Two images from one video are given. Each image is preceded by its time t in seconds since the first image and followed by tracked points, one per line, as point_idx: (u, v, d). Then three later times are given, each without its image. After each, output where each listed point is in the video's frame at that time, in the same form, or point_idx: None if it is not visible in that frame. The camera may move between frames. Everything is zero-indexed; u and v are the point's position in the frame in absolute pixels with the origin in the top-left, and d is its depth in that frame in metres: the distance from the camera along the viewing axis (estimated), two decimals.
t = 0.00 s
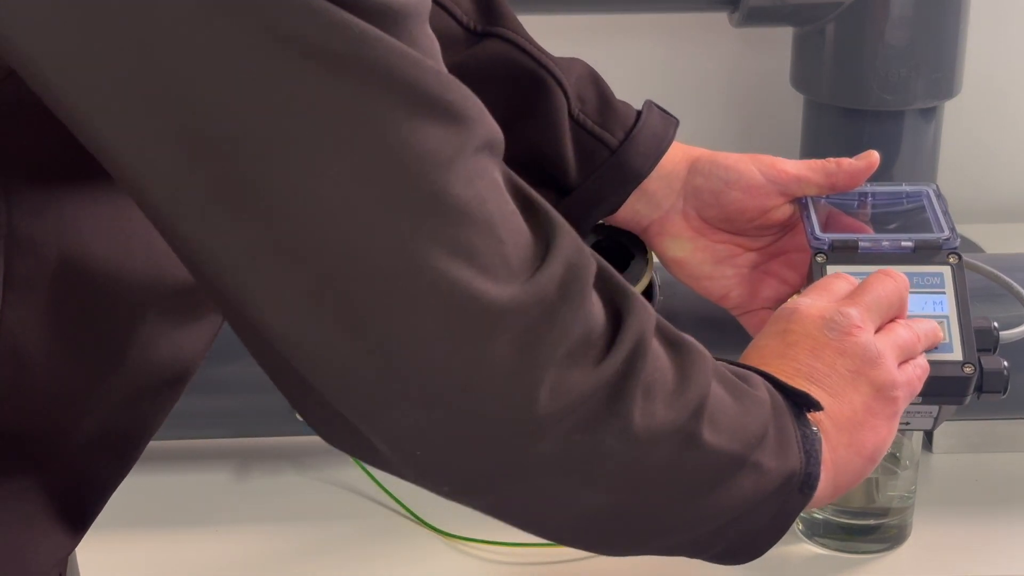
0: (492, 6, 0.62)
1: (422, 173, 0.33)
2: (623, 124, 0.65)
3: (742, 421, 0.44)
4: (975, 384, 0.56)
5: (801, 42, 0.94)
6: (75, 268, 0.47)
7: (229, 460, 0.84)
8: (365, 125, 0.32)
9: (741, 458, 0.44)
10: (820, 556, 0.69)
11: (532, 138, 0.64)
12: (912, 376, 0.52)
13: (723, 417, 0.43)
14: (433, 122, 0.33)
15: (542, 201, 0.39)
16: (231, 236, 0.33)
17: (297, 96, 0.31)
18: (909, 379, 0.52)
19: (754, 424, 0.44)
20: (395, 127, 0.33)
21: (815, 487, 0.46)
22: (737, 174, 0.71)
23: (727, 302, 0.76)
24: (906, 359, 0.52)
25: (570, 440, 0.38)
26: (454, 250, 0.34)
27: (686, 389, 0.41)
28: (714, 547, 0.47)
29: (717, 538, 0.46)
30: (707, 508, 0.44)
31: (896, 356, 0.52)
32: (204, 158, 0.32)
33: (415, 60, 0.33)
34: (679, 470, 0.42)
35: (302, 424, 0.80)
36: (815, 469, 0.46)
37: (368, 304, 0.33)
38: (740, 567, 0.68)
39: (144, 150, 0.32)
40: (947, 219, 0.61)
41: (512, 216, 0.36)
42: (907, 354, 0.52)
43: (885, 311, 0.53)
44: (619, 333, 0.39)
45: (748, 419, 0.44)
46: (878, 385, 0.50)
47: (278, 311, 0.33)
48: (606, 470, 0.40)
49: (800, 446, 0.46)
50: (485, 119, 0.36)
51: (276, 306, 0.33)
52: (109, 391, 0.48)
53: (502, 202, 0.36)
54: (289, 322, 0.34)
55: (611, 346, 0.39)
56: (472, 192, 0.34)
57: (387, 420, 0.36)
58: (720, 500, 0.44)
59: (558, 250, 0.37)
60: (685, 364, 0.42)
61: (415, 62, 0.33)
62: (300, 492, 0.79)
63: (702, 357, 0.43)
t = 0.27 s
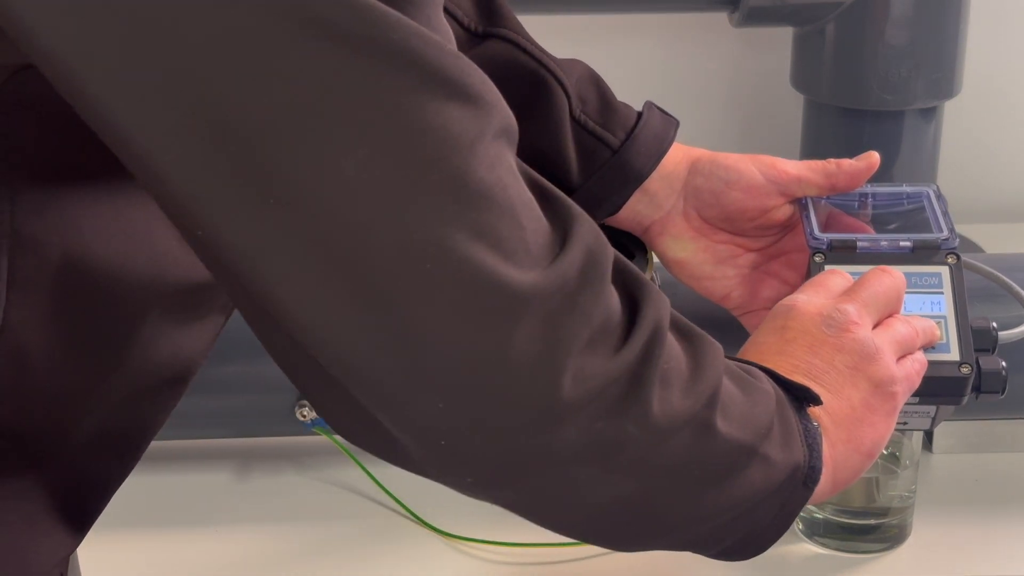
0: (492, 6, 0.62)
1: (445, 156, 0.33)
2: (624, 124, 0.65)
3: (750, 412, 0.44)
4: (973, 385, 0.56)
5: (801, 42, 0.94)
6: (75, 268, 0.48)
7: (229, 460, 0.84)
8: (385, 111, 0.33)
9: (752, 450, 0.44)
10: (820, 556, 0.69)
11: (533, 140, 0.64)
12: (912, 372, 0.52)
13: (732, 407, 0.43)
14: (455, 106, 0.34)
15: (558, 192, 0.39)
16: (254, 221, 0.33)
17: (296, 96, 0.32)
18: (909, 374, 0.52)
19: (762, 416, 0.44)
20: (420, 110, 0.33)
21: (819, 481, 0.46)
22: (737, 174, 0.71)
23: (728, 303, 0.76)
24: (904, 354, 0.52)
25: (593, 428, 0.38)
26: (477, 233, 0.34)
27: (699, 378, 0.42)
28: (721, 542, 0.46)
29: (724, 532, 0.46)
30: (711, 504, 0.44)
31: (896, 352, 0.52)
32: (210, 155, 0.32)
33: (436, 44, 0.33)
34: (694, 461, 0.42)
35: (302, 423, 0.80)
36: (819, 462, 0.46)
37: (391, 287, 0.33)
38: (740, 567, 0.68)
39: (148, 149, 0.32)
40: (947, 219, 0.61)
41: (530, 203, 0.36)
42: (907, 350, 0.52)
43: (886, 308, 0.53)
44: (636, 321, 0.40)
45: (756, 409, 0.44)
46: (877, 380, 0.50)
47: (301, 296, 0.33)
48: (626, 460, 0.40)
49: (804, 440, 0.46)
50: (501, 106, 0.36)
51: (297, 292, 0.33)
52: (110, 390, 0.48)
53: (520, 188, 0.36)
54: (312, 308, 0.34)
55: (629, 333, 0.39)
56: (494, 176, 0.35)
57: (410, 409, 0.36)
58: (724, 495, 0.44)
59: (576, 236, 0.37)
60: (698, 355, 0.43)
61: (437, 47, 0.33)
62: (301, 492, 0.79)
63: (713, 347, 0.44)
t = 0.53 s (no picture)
0: (493, 7, 0.62)
1: (449, 153, 0.33)
2: (625, 124, 0.65)
3: (750, 411, 0.44)
4: (973, 387, 0.56)
5: (801, 42, 0.94)
6: (74, 267, 0.47)
7: (230, 460, 0.84)
8: (388, 108, 0.32)
9: (750, 450, 0.44)
10: (820, 556, 0.69)
11: (534, 141, 0.64)
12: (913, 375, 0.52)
13: (731, 406, 0.43)
14: (458, 102, 0.34)
15: (561, 188, 0.39)
16: (257, 218, 0.33)
17: (296, 97, 0.32)
18: (909, 377, 0.52)
19: (762, 415, 0.44)
20: (423, 106, 0.33)
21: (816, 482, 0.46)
22: (738, 175, 0.71)
23: (728, 303, 0.76)
24: (905, 357, 0.52)
25: (593, 426, 0.38)
26: (480, 230, 0.34)
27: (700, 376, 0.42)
28: (719, 541, 0.46)
29: (722, 531, 0.45)
30: (709, 503, 0.43)
31: (898, 355, 0.52)
32: (212, 155, 0.32)
33: (439, 41, 0.33)
34: (692, 460, 0.42)
35: (303, 424, 0.80)
36: (817, 462, 0.46)
37: (393, 285, 0.33)
38: (740, 567, 0.68)
39: (150, 148, 0.33)
40: (948, 220, 0.61)
41: (532, 200, 0.36)
42: (908, 353, 0.52)
43: (889, 310, 0.53)
44: (637, 319, 0.39)
45: (755, 409, 0.44)
46: (878, 383, 0.50)
47: (302, 293, 0.34)
48: (626, 459, 0.40)
49: (802, 440, 0.46)
50: (504, 103, 0.36)
51: (299, 288, 0.33)
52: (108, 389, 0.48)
53: (523, 184, 0.36)
54: (313, 304, 0.34)
55: (630, 332, 0.39)
56: (497, 172, 0.34)
57: (410, 406, 0.36)
58: (722, 495, 0.44)
59: (578, 233, 0.37)
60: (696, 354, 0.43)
61: (441, 43, 0.33)
62: (301, 493, 0.79)
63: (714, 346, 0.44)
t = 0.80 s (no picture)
0: (492, 8, 0.62)
1: (434, 148, 0.33)
2: (624, 125, 0.65)
3: (739, 409, 0.44)
4: (972, 387, 0.56)
5: (801, 42, 0.94)
6: (71, 269, 0.47)
7: (230, 460, 0.84)
8: (376, 103, 0.33)
9: (739, 446, 0.44)
10: (819, 556, 0.69)
11: (534, 141, 0.64)
12: (908, 379, 0.52)
13: (719, 403, 0.44)
14: (443, 97, 0.34)
15: (548, 184, 0.40)
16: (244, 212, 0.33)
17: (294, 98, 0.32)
18: (904, 380, 0.51)
19: (751, 413, 0.45)
20: (409, 102, 0.33)
21: (808, 480, 0.46)
22: (737, 175, 0.71)
23: (728, 304, 0.76)
24: (901, 359, 0.52)
25: (579, 421, 0.38)
26: (464, 225, 0.34)
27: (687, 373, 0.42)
28: (711, 540, 0.46)
29: (715, 529, 0.46)
30: (699, 499, 0.43)
31: (894, 357, 0.52)
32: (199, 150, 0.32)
33: (425, 37, 0.33)
34: (682, 457, 0.42)
35: (303, 424, 0.80)
36: (807, 462, 0.46)
37: (381, 281, 0.33)
38: (739, 567, 0.68)
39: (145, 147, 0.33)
40: (947, 221, 0.61)
41: (518, 195, 0.36)
42: (904, 357, 0.52)
43: (886, 313, 0.53)
44: (622, 314, 0.40)
45: (745, 407, 0.45)
46: (873, 385, 0.50)
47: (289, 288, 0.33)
48: (613, 456, 0.40)
49: (793, 438, 0.46)
50: (490, 99, 0.36)
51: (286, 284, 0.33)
52: (105, 391, 0.48)
53: (509, 180, 0.36)
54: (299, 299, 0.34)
55: (616, 327, 0.39)
56: (482, 168, 0.34)
57: (398, 402, 0.36)
58: (712, 492, 0.44)
59: (563, 229, 0.37)
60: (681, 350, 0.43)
61: (427, 39, 0.33)
62: (301, 492, 0.79)
63: (701, 343, 0.44)
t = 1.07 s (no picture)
0: (491, 8, 0.62)
1: (425, 138, 0.33)
2: (623, 124, 0.65)
3: (736, 403, 0.44)
4: (972, 387, 0.56)
5: (801, 42, 0.94)
6: (68, 269, 0.48)
7: (230, 460, 0.84)
8: (368, 95, 0.33)
9: (736, 440, 0.44)
10: (819, 556, 0.69)
11: (533, 141, 0.64)
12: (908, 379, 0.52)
13: (716, 397, 0.44)
14: (433, 86, 0.34)
15: (539, 174, 0.39)
16: (236, 204, 0.33)
17: (291, 96, 0.32)
18: (903, 379, 0.52)
19: (747, 407, 0.45)
20: (399, 92, 0.33)
21: (806, 477, 0.46)
22: (737, 175, 0.71)
23: (728, 304, 0.76)
24: (900, 359, 0.52)
25: (573, 412, 0.38)
26: (455, 214, 0.34)
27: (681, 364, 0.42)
28: (709, 534, 0.46)
29: (712, 524, 0.46)
30: (697, 495, 0.44)
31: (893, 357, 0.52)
32: (190, 141, 0.32)
33: (414, 26, 0.33)
34: (678, 450, 0.42)
35: (303, 424, 0.80)
36: (807, 459, 0.46)
37: (375, 272, 0.33)
38: (739, 567, 0.68)
39: (141, 143, 0.32)
40: (946, 221, 0.61)
41: (509, 184, 0.36)
42: (904, 357, 0.52)
43: (886, 313, 0.53)
44: (615, 305, 0.40)
45: (742, 401, 0.45)
46: (872, 384, 0.50)
47: (283, 281, 0.34)
48: (609, 447, 0.40)
49: (791, 435, 0.46)
50: (480, 88, 0.36)
51: (281, 277, 0.33)
52: (102, 390, 0.48)
53: (500, 170, 0.36)
54: (294, 290, 0.34)
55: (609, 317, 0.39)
56: (473, 158, 0.35)
57: (392, 393, 0.36)
58: (710, 487, 0.44)
59: (555, 220, 0.37)
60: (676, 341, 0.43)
61: (417, 28, 0.33)
62: (301, 492, 0.79)
63: (696, 335, 0.44)
